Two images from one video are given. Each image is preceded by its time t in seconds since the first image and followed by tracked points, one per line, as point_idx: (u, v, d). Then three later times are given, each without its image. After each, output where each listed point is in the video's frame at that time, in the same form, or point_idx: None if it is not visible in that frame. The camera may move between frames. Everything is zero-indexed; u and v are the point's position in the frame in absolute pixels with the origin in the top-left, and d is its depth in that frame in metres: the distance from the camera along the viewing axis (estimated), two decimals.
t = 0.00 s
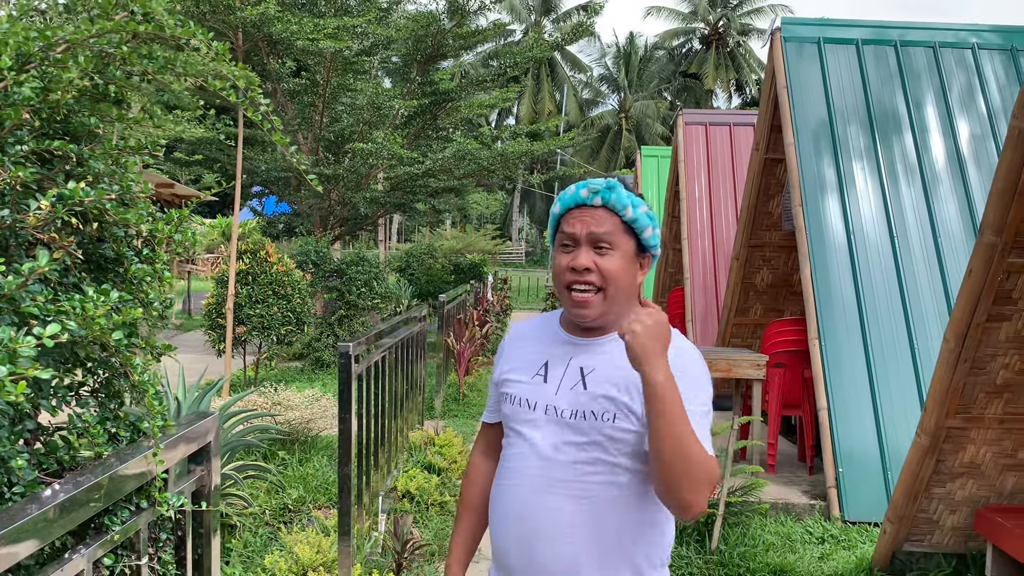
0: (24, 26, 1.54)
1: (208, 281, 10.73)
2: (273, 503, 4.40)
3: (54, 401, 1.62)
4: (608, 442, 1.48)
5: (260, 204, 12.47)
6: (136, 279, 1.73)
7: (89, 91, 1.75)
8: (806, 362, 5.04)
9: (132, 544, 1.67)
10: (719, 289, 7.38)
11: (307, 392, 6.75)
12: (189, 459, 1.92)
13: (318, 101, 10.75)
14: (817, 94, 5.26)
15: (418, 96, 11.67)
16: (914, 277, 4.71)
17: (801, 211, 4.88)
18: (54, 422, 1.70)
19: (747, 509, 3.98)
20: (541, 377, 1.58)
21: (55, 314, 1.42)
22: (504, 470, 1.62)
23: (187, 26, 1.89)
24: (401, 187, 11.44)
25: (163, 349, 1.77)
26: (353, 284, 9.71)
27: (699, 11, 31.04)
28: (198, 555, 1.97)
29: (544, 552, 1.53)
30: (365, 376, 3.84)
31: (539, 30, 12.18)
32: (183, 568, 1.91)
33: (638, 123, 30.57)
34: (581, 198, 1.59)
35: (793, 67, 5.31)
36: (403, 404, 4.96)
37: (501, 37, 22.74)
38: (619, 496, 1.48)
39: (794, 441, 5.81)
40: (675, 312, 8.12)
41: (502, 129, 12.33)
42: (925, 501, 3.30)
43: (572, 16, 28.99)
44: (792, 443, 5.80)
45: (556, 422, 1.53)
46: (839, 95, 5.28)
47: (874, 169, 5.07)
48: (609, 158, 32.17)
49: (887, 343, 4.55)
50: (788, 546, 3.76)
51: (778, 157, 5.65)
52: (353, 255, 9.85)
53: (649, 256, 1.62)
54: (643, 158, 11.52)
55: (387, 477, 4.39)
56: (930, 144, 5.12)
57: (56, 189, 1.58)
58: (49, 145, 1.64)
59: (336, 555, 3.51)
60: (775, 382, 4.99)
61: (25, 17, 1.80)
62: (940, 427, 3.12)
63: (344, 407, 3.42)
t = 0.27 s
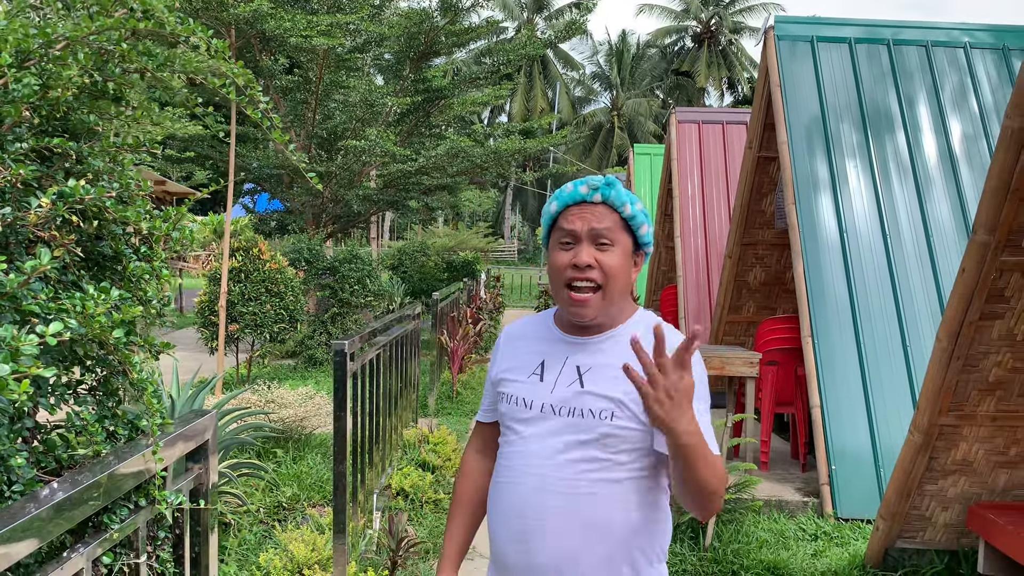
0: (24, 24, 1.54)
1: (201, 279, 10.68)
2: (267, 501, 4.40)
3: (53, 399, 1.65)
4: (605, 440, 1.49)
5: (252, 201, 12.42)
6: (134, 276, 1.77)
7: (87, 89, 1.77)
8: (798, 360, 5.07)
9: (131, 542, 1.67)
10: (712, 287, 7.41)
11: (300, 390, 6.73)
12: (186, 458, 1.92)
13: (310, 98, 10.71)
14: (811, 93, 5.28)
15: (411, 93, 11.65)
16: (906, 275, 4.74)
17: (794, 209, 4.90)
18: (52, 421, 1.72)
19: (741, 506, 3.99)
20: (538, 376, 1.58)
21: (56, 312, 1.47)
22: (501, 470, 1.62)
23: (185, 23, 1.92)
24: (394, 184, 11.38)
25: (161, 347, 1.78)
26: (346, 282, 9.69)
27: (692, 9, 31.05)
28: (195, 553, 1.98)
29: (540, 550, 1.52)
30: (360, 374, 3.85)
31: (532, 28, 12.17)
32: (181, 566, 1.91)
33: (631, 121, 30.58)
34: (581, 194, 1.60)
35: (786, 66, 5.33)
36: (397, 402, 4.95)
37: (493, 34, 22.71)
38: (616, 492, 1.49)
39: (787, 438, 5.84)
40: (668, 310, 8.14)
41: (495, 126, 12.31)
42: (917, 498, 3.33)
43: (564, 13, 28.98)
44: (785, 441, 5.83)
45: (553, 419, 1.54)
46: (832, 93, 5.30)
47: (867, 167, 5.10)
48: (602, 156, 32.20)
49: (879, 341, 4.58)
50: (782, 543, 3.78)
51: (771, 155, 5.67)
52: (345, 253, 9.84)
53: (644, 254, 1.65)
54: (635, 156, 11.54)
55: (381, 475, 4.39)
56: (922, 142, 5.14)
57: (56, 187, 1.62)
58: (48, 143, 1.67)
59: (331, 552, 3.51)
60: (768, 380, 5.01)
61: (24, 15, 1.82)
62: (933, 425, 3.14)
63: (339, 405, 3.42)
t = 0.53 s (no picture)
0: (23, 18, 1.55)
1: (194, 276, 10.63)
2: (262, 498, 4.39)
3: (51, 396, 1.65)
4: (613, 436, 1.50)
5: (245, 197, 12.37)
6: (132, 273, 1.79)
7: (85, 84, 1.79)
8: (792, 357, 5.09)
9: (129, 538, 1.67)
10: (706, 284, 7.43)
11: (293, 387, 6.71)
12: (183, 454, 1.92)
13: (304, 95, 10.67)
14: (805, 91, 5.30)
15: (404, 90, 11.62)
16: (900, 272, 4.77)
17: (788, 206, 4.92)
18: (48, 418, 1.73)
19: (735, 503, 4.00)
20: (536, 375, 1.57)
21: (55, 308, 1.48)
22: (499, 467, 1.63)
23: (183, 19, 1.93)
24: (388, 182, 11.39)
25: (159, 343, 1.79)
26: (340, 279, 9.67)
27: (685, 6, 31.05)
28: (193, 549, 1.98)
29: (551, 547, 1.53)
30: (355, 372, 3.84)
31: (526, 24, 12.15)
32: (179, 563, 1.91)
33: (624, 118, 30.58)
34: (578, 205, 1.58)
35: (780, 63, 5.34)
36: (391, 399, 4.94)
37: (486, 31, 22.67)
38: (624, 484, 1.51)
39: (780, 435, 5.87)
40: (662, 308, 8.16)
41: (489, 123, 12.30)
42: (911, 494, 3.35)
43: (558, 11, 28.95)
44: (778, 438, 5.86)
45: (555, 416, 1.54)
46: (826, 91, 5.32)
47: (861, 165, 5.12)
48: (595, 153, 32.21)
49: (873, 338, 4.61)
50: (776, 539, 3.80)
51: (765, 153, 5.69)
52: (339, 250, 9.82)
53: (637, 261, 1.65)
54: (629, 153, 11.55)
55: (376, 472, 4.39)
56: (915, 140, 5.16)
57: (54, 183, 1.63)
58: (47, 139, 1.68)
59: (326, 549, 3.51)
60: (762, 377, 5.01)
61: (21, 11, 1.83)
62: (927, 421, 3.16)
63: (334, 402, 3.42)
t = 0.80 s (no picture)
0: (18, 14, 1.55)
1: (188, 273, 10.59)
2: (257, 496, 4.37)
3: (46, 393, 1.65)
4: (623, 435, 1.51)
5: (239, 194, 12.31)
6: (127, 270, 1.78)
7: (81, 80, 1.79)
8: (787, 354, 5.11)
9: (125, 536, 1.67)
10: (701, 282, 7.44)
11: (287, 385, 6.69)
12: (179, 452, 1.92)
13: (299, 92, 10.64)
14: (800, 89, 5.31)
15: (399, 87, 11.59)
16: (894, 270, 4.78)
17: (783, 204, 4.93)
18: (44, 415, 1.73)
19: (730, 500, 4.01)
20: (541, 377, 1.56)
21: (50, 305, 1.47)
22: (499, 467, 1.62)
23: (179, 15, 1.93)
24: (383, 178, 11.40)
25: (155, 340, 1.78)
26: (335, 276, 9.65)
27: (679, 4, 31.03)
28: (188, 547, 1.98)
29: (562, 547, 1.52)
30: (351, 369, 3.84)
31: (520, 22, 12.13)
32: (175, 561, 1.91)
33: (619, 116, 30.57)
34: (588, 196, 1.55)
35: (775, 62, 5.35)
36: (386, 397, 4.93)
37: (481, 28, 22.63)
38: (631, 482, 1.52)
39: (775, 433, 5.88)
40: (656, 305, 8.16)
41: (484, 121, 12.28)
42: (906, 491, 3.36)
43: (553, 8, 28.93)
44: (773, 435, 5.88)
45: (562, 418, 1.53)
46: (821, 89, 5.33)
47: (856, 163, 5.13)
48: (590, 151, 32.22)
49: (867, 335, 4.62)
50: (772, 536, 3.80)
51: (760, 151, 5.70)
52: (334, 247, 9.80)
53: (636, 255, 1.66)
54: (624, 151, 11.55)
55: (372, 470, 4.38)
56: (910, 138, 5.18)
57: (50, 180, 1.63)
58: (43, 135, 1.67)
59: (321, 547, 3.49)
60: (757, 374, 5.04)
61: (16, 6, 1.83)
62: (922, 418, 3.17)
63: (329, 399, 3.41)
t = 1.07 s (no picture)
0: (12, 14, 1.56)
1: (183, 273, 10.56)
2: (253, 496, 4.36)
3: (40, 393, 1.65)
4: (614, 434, 1.51)
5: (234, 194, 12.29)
6: (122, 270, 1.78)
7: (74, 79, 1.79)
8: (782, 354, 5.12)
9: (119, 536, 1.66)
10: (696, 281, 7.45)
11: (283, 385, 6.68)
12: (174, 451, 1.92)
13: (294, 91, 10.62)
14: (795, 88, 5.32)
15: (395, 87, 11.57)
16: (890, 269, 4.80)
17: (778, 203, 4.94)
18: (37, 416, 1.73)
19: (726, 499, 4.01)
20: (534, 378, 1.56)
21: (44, 305, 1.47)
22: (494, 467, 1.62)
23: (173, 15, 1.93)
24: (379, 177, 11.39)
25: (150, 341, 1.78)
26: (331, 276, 9.64)
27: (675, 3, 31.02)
28: (183, 548, 1.97)
29: (557, 545, 1.52)
30: (346, 369, 3.83)
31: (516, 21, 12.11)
32: (169, 561, 1.90)
33: (615, 115, 30.57)
34: (581, 193, 1.56)
35: (771, 61, 5.36)
36: (382, 396, 4.93)
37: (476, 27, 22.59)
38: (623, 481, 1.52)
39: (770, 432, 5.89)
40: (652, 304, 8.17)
41: (480, 120, 12.26)
42: (900, 490, 3.38)
43: (549, 8, 28.92)
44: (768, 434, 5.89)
45: (554, 419, 1.53)
46: (816, 89, 5.34)
47: (851, 162, 5.15)
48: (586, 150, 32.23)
49: (862, 334, 4.64)
50: (767, 535, 3.81)
51: (756, 150, 5.71)
52: (330, 246, 9.79)
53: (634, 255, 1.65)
54: (620, 150, 11.55)
55: (368, 469, 4.37)
56: (905, 138, 5.19)
57: (44, 180, 1.63)
58: (36, 134, 1.67)
59: (317, 547, 3.49)
60: (753, 373, 5.07)
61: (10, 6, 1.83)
62: (916, 417, 3.19)
63: (325, 399, 3.41)
